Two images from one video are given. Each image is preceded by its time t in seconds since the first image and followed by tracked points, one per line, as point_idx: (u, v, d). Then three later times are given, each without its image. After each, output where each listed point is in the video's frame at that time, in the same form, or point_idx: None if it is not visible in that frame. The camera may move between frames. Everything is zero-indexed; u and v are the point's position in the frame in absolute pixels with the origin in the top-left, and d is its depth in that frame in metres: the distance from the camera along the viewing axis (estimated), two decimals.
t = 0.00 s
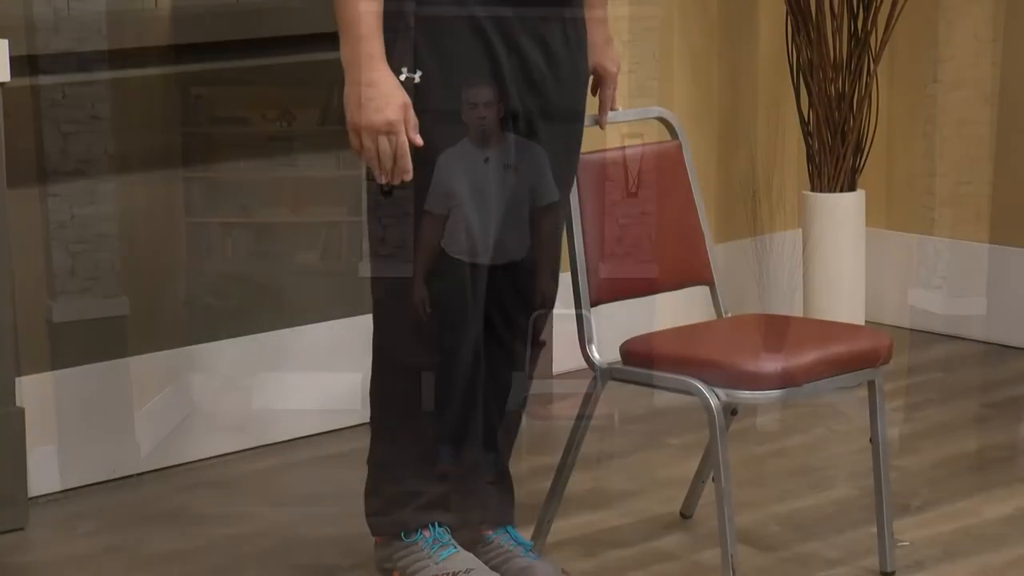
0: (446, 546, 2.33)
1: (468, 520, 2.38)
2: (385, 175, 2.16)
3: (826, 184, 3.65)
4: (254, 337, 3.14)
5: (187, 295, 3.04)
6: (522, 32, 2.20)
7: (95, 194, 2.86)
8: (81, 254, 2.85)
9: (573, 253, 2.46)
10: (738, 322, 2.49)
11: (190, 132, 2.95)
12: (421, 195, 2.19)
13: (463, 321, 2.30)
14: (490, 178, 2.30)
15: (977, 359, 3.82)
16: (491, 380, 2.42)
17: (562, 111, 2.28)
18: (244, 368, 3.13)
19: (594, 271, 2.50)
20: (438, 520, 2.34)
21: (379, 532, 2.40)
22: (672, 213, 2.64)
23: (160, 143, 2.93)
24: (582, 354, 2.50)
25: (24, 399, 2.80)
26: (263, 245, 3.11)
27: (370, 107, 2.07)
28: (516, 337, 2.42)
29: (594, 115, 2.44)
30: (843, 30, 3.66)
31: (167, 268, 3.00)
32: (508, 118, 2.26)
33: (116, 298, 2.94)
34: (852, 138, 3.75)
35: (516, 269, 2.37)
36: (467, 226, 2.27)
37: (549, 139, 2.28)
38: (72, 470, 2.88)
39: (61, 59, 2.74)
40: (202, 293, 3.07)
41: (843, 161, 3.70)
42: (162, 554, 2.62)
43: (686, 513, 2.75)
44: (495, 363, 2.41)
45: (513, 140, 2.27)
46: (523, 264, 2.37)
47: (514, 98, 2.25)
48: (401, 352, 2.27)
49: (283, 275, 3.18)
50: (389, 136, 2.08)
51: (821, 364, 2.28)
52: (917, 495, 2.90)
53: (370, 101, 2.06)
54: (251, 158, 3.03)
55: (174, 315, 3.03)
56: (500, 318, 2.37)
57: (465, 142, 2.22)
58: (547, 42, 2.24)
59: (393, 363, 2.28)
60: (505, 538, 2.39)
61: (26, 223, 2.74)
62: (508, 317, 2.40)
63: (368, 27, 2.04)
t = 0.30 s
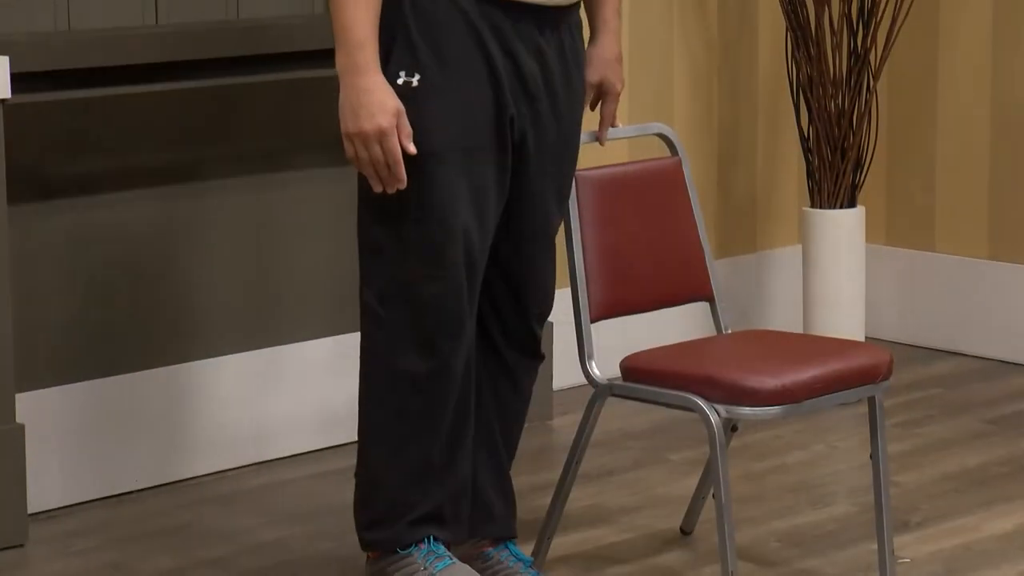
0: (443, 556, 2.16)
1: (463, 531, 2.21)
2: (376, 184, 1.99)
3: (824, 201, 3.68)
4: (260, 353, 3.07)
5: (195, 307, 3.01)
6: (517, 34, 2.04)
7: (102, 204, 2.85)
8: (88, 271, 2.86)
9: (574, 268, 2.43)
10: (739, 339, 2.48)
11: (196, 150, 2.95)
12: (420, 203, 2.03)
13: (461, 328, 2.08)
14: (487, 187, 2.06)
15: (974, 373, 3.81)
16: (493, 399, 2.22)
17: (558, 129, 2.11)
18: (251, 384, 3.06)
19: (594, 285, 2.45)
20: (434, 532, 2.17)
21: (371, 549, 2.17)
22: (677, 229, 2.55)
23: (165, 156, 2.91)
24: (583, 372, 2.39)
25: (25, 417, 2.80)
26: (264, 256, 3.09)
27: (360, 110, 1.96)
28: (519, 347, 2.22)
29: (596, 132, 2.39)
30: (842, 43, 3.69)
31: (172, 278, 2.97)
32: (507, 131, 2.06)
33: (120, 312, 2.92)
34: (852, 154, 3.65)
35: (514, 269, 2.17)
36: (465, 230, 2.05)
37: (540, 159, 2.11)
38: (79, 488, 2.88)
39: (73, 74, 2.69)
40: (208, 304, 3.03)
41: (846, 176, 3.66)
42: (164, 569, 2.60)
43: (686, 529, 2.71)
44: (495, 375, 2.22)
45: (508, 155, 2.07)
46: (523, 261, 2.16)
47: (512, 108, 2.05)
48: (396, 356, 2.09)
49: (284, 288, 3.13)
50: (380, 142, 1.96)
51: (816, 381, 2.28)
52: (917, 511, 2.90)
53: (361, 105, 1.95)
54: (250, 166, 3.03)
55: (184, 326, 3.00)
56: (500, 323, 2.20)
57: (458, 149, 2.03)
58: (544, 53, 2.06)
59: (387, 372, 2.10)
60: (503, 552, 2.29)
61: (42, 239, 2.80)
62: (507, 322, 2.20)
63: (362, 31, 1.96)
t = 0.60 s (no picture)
0: None
1: (469, 555, 2.20)
2: (369, 204, 1.99)
3: (824, 215, 3.69)
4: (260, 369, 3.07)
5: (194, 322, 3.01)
6: (515, 54, 2.03)
7: (102, 218, 2.85)
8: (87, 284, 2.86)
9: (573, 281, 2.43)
10: (738, 355, 2.48)
11: (196, 166, 2.95)
12: (419, 228, 2.02)
13: (460, 349, 2.07)
14: (486, 210, 2.06)
15: (974, 387, 3.81)
16: (495, 417, 2.21)
17: (559, 147, 2.11)
18: (247, 399, 3.06)
19: (594, 298, 2.45)
20: (435, 562, 2.15)
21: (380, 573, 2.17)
22: (678, 243, 2.55)
23: (167, 171, 2.91)
24: (583, 386, 2.39)
25: (24, 430, 2.80)
26: (263, 271, 3.09)
27: (353, 129, 1.95)
28: (520, 363, 2.21)
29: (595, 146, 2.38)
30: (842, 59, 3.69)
31: (172, 293, 2.97)
32: (507, 152, 2.05)
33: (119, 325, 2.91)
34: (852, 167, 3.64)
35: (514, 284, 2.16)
36: (465, 253, 2.05)
37: (542, 178, 2.11)
38: (77, 501, 2.87)
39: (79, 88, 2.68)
40: (208, 320, 3.02)
41: (846, 191, 3.66)
42: None
43: (686, 544, 2.71)
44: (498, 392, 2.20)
45: (508, 177, 2.07)
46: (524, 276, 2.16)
47: (513, 129, 2.04)
48: (397, 382, 2.08)
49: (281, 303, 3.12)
50: (373, 161, 1.95)
51: (818, 394, 2.28)
52: (918, 526, 2.90)
53: (355, 123, 1.95)
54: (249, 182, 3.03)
55: (183, 341, 3.00)
56: (501, 340, 2.20)
57: (458, 172, 2.02)
58: (544, 71, 2.06)
59: (387, 397, 2.09)
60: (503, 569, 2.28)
61: (42, 252, 2.80)
62: (509, 339, 2.19)
63: (357, 49, 1.95)
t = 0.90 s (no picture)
0: None
1: None
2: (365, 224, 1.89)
3: (824, 230, 3.69)
4: (255, 381, 3.07)
5: (192, 337, 3.00)
6: (511, 83, 1.93)
7: (100, 233, 2.85)
8: (86, 299, 2.85)
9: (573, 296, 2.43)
10: (737, 369, 2.48)
11: (193, 181, 2.94)
12: (412, 272, 1.94)
13: (454, 386, 1.98)
14: (481, 247, 1.97)
15: (974, 401, 3.81)
16: (492, 441, 2.13)
17: (556, 173, 2.02)
18: (243, 414, 3.05)
19: (594, 313, 2.45)
20: None
21: None
22: (678, 259, 2.55)
23: (164, 185, 2.91)
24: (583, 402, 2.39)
25: (23, 446, 2.79)
26: (262, 286, 3.08)
27: (350, 151, 1.86)
28: (525, 386, 2.13)
29: (593, 163, 2.37)
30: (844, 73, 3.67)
31: (170, 309, 2.96)
32: (506, 187, 1.95)
33: (118, 340, 2.91)
34: (853, 182, 3.64)
35: (514, 310, 2.08)
36: (458, 293, 1.96)
37: (538, 203, 2.03)
38: (74, 515, 2.87)
39: (78, 102, 2.68)
40: (206, 335, 3.02)
41: (846, 207, 3.66)
42: None
43: (687, 558, 2.70)
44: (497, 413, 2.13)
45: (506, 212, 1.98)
46: (526, 303, 2.07)
47: (511, 163, 1.94)
48: (390, 418, 2.01)
49: (280, 317, 3.12)
50: (372, 182, 1.86)
51: (818, 409, 2.28)
52: (918, 539, 2.89)
53: (353, 144, 1.85)
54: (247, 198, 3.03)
55: (182, 357, 2.99)
56: (503, 369, 2.11)
57: (454, 211, 1.93)
58: (541, 95, 1.96)
59: (380, 432, 2.02)
60: None
61: (42, 266, 2.79)
62: (510, 365, 2.11)
63: (354, 70, 1.86)
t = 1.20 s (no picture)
0: None
1: None
2: (348, 240, 1.90)
3: (824, 244, 3.69)
4: (252, 396, 3.07)
5: (189, 349, 3.00)
6: (497, 109, 1.95)
7: (99, 245, 2.85)
8: (84, 313, 2.85)
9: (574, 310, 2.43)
10: (738, 385, 2.47)
11: (190, 193, 2.94)
12: (404, 302, 1.97)
13: (446, 411, 2.03)
14: (472, 275, 2.01)
15: (975, 416, 3.81)
16: (489, 457, 2.18)
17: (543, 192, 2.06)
18: (241, 428, 3.06)
19: (594, 327, 2.45)
20: None
21: None
22: (677, 275, 2.55)
23: (162, 198, 2.90)
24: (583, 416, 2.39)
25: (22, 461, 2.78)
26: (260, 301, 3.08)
27: (333, 169, 1.86)
28: (521, 399, 2.17)
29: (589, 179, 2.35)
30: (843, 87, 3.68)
31: (167, 321, 2.96)
32: (496, 214, 1.99)
33: (118, 353, 2.91)
34: (853, 197, 3.64)
35: (507, 330, 2.12)
36: (449, 325, 2.00)
37: (525, 222, 2.07)
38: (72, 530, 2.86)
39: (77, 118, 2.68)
40: (203, 349, 3.02)
41: (846, 221, 3.66)
42: None
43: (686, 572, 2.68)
44: (492, 429, 2.17)
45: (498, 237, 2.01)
46: (517, 321, 2.11)
47: (499, 187, 1.97)
48: (385, 444, 2.06)
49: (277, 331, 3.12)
50: (358, 200, 1.86)
51: (818, 425, 2.28)
52: (919, 554, 2.89)
53: (336, 160, 1.85)
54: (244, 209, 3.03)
55: (179, 369, 2.99)
56: (501, 387, 2.16)
57: (444, 241, 1.97)
58: (528, 117, 1.99)
59: (376, 458, 2.07)
60: None
61: (42, 281, 2.79)
62: (506, 382, 2.15)
63: (335, 86, 1.86)
